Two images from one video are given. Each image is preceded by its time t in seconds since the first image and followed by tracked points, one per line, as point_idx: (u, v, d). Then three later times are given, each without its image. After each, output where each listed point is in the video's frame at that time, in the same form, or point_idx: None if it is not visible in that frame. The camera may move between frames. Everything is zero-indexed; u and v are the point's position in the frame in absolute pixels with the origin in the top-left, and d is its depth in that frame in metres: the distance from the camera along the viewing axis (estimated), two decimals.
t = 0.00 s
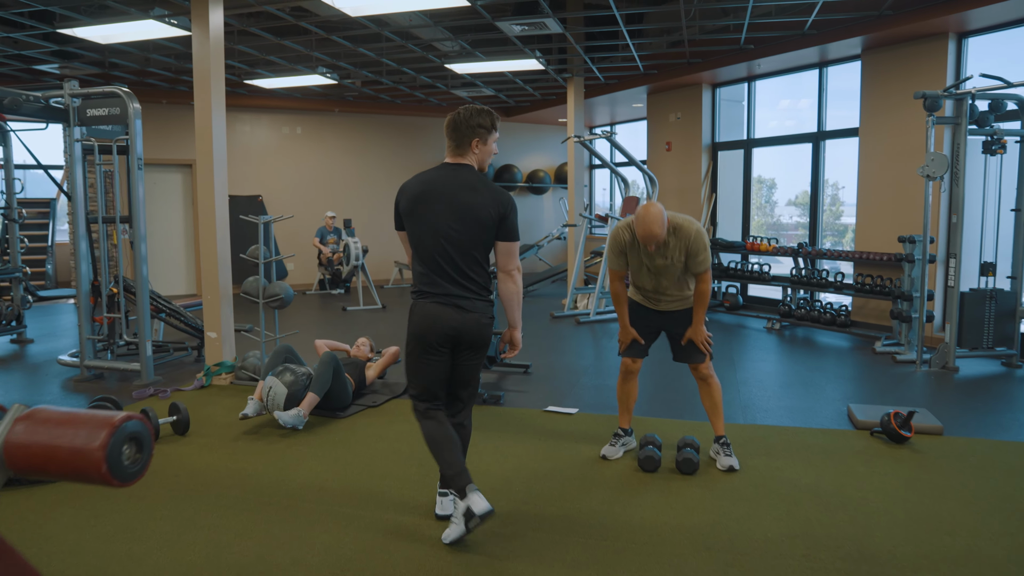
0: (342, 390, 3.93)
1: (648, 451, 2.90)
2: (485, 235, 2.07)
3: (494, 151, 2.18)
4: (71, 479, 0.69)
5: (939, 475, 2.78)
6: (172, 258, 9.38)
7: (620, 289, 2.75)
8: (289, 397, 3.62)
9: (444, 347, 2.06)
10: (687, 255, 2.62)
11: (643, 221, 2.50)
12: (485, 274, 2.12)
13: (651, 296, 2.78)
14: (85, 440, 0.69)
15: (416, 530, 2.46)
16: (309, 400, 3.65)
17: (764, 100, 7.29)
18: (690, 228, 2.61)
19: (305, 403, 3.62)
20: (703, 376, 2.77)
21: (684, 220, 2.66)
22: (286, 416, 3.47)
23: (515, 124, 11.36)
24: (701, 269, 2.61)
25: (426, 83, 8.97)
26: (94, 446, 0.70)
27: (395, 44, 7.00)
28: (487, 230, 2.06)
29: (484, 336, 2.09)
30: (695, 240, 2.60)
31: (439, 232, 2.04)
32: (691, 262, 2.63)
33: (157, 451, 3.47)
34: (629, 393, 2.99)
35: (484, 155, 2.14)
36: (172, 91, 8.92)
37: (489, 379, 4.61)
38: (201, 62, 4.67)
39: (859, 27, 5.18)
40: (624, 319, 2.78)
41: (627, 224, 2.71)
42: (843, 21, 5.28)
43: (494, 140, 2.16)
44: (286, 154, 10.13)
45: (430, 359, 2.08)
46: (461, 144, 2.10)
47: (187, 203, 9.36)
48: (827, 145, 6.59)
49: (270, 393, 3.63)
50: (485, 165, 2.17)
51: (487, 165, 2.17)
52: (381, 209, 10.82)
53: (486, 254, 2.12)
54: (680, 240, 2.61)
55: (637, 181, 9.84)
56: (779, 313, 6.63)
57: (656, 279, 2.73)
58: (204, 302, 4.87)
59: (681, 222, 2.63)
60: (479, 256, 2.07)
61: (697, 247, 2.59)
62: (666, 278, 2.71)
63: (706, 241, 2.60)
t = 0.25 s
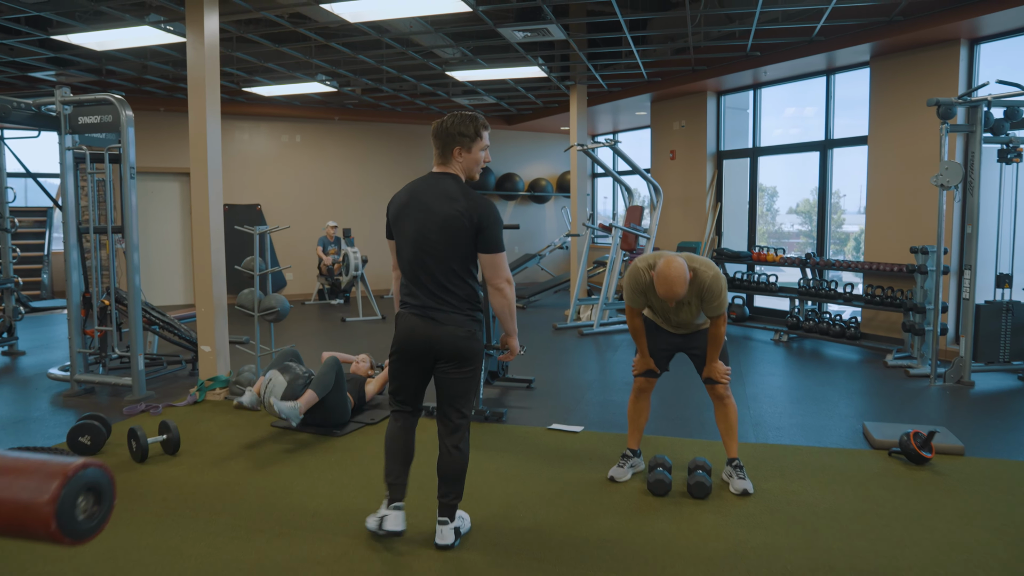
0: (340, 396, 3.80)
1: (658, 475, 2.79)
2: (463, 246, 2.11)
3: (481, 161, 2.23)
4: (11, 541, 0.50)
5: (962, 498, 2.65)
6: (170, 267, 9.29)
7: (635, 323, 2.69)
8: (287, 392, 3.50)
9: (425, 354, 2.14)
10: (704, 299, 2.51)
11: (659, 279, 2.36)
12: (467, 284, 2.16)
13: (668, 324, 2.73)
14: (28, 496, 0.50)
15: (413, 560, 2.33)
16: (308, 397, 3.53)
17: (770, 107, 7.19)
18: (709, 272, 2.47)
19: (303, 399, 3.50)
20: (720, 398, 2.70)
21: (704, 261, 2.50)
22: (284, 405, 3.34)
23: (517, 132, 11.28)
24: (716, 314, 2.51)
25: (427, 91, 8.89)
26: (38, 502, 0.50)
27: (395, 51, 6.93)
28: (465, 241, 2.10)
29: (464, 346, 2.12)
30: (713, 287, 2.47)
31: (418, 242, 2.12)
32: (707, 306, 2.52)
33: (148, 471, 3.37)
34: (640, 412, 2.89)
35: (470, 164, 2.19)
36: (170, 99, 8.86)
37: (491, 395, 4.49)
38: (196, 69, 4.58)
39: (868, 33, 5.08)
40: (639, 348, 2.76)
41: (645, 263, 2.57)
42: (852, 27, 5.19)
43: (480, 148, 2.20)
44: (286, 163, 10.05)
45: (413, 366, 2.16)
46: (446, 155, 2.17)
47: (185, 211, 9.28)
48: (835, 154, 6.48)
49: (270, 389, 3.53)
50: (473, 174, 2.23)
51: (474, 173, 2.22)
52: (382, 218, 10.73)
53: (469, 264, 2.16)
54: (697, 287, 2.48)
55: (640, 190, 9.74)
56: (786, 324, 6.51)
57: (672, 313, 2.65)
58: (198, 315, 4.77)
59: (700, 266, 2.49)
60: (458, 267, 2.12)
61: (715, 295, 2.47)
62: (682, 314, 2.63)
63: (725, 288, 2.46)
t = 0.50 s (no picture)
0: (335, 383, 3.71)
1: (667, 482, 2.70)
2: (431, 244, 2.06)
3: (463, 157, 2.15)
4: None
5: (982, 505, 2.57)
6: (166, 266, 9.20)
7: (649, 329, 2.62)
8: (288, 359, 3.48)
9: (404, 354, 2.13)
10: (721, 304, 2.45)
11: (679, 284, 2.30)
12: (444, 282, 2.10)
13: (680, 327, 2.66)
14: None
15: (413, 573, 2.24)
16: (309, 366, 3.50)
17: (775, 104, 7.09)
18: (727, 277, 2.41)
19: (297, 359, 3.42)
20: (732, 401, 2.62)
21: (721, 265, 2.45)
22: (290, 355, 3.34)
23: (518, 130, 11.18)
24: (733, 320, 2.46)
25: (427, 87, 8.79)
26: None
27: (395, 47, 6.83)
28: (432, 239, 2.05)
29: (439, 346, 2.08)
30: (731, 293, 2.41)
31: (391, 242, 2.12)
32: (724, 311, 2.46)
33: (141, 476, 3.28)
34: (649, 416, 2.80)
35: (448, 161, 2.13)
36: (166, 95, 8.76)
37: (493, 397, 4.40)
38: (190, 63, 4.48)
39: (878, 27, 5.00)
40: (651, 352, 2.69)
41: (661, 267, 2.50)
42: (862, 21, 5.10)
43: (459, 145, 2.13)
44: (284, 160, 9.95)
45: (396, 365, 2.17)
46: (422, 154, 2.14)
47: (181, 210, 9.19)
48: (842, 151, 6.37)
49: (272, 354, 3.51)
50: (455, 170, 2.16)
51: (456, 170, 2.15)
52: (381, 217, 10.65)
53: (445, 262, 2.10)
54: (715, 291, 2.42)
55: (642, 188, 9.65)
56: (792, 324, 6.42)
57: (685, 317, 2.59)
58: (193, 315, 4.68)
59: (717, 270, 2.43)
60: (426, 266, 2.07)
61: (732, 300, 2.41)
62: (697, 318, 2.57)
63: (744, 293, 2.40)
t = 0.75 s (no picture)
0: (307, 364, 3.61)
1: (654, 481, 2.62)
2: (369, 232, 2.02)
3: (413, 145, 2.11)
4: None
5: (972, 501, 2.52)
6: (138, 261, 8.95)
7: (636, 323, 2.54)
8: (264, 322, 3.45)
9: (353, 343, 2.12)
10: (711, 297, 2.38)
11: (671, 277, 2.22)
12: (387, 271, 2.06)
13: (666, 321, 2.59)
14: None
15: None
16: (286, 328, 3.48)
17: (758, 97, 7.05)
18: (718, 269, 2.34)
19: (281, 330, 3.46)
20: (719, 397, 2.56)
21: (711, 256, 2.38)
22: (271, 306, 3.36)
23: (499, 123, 11.05)
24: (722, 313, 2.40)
25: (407, 79, 8.63)
26: None
27: (374, 36, 6.67)
28: (369, 228, 2.00)
29: (379, 334, 2.06)
30: (721, 286, 2.34)
31: (339, 231, 2.10)
32: (712, 304, 2.40)
33: (106, 480, 3.13)
34: (635, 413, 2.72)
35: (397, 149, 2.09)
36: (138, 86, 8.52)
37: (474, 394, 4.31)
38: (159, 50, 4.30)
39: (863, 19, 4.96)
40: (638, 348, 2.60)
41: (651, 260, 2.42)
42: (847, 12, 5.06)
43: (410, 133, 2.08)
44: (260, 153, 9.73)
45: (349, 355, 2.17)
46: (371, 141, 2.09)
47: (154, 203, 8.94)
48: (825, 144, 6.34)
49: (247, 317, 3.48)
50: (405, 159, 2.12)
51: (404, 159, 2.11)
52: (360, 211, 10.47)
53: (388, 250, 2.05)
54: (705, 284, 2.36)
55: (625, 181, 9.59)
56: (775, 318, 6.39)
57: (673, 310, 2.52)
58: (164, 311, 4.50)
59: (709, 262, 2.36)
60: (364, 254, 2.04)
61: (722, 293, 2.35)
62: (685, 312, 2.50)
63: (735, 285, 2.35)
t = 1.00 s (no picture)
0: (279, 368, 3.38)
1: (634, 495, 2.51)
2: (305, 234, 2.01)
3: (367, 146, 2.09)
4: None
5: (958, 512, 2.47)
6: (102, 267, 8.65)
7: (617, 331, 2.44)
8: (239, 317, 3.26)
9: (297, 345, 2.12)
10: (692, 303, 2.30)
11: (651, 283, 2.13)
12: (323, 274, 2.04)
13: (646, 330, 2.51)
14: None
15: None
16: (263, 325, 3.29)
17: (734, 101, 7.03)
18: (698, 274, 2.26)
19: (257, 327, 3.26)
20: (701, 407, 2.47)
21: (692, 260, 2.29)
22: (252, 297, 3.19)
23: (475, 126, 10.94)
24: (703, 320, 2.31)
25: (381, 81, 8.48)
26: None
27: (347, 37, 6.52)
28: (303, 230, 1.99)
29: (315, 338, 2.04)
30: (703, 292, 2.26)
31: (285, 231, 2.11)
32: (693, 311, 2.32)
33: (56, 500, 2.94)
34: (614, 425, 2.62)
35: (348, 151, 2.06)
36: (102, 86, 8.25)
37: (448, 404, 4.17)
38: (119, 47, 4.11)
39: (839, 23, 4.95)
40: (618, 357, 2.50)
41: (631, 264, 2.33)
42: (823, 15, 5.05)
43: (361, 134, 2.05)
44: (230, 156, 9.49)
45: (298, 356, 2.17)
46: (324, 141, 2.07)
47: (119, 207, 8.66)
48: (802, 148, 6.33)
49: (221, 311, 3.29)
50: (358, 160, 2.10)
51: (357, 160, 2.08)
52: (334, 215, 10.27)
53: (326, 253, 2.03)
54: (687, 290, 2.27)
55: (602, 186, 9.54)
56: (753, 323, 6.36)
57: (654, 320, 2.44)
58: (124, 319, 4.27)
59: (689, 266, 2.27)
60: (300, 258, 2.03)
61: (703, 299, 2.27)
62: (665, 320, 2.41)
63: (716, 291, 2.27)
